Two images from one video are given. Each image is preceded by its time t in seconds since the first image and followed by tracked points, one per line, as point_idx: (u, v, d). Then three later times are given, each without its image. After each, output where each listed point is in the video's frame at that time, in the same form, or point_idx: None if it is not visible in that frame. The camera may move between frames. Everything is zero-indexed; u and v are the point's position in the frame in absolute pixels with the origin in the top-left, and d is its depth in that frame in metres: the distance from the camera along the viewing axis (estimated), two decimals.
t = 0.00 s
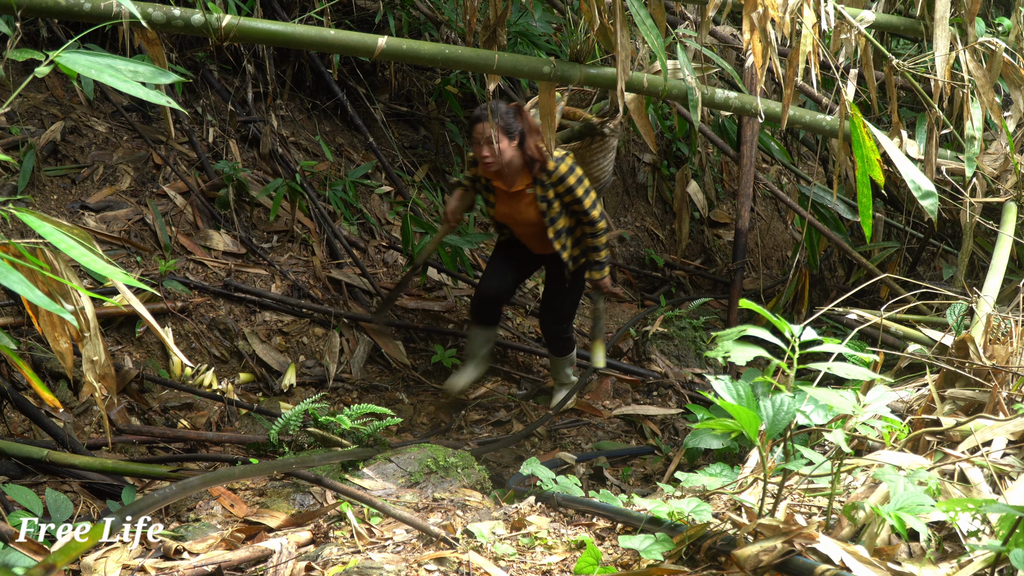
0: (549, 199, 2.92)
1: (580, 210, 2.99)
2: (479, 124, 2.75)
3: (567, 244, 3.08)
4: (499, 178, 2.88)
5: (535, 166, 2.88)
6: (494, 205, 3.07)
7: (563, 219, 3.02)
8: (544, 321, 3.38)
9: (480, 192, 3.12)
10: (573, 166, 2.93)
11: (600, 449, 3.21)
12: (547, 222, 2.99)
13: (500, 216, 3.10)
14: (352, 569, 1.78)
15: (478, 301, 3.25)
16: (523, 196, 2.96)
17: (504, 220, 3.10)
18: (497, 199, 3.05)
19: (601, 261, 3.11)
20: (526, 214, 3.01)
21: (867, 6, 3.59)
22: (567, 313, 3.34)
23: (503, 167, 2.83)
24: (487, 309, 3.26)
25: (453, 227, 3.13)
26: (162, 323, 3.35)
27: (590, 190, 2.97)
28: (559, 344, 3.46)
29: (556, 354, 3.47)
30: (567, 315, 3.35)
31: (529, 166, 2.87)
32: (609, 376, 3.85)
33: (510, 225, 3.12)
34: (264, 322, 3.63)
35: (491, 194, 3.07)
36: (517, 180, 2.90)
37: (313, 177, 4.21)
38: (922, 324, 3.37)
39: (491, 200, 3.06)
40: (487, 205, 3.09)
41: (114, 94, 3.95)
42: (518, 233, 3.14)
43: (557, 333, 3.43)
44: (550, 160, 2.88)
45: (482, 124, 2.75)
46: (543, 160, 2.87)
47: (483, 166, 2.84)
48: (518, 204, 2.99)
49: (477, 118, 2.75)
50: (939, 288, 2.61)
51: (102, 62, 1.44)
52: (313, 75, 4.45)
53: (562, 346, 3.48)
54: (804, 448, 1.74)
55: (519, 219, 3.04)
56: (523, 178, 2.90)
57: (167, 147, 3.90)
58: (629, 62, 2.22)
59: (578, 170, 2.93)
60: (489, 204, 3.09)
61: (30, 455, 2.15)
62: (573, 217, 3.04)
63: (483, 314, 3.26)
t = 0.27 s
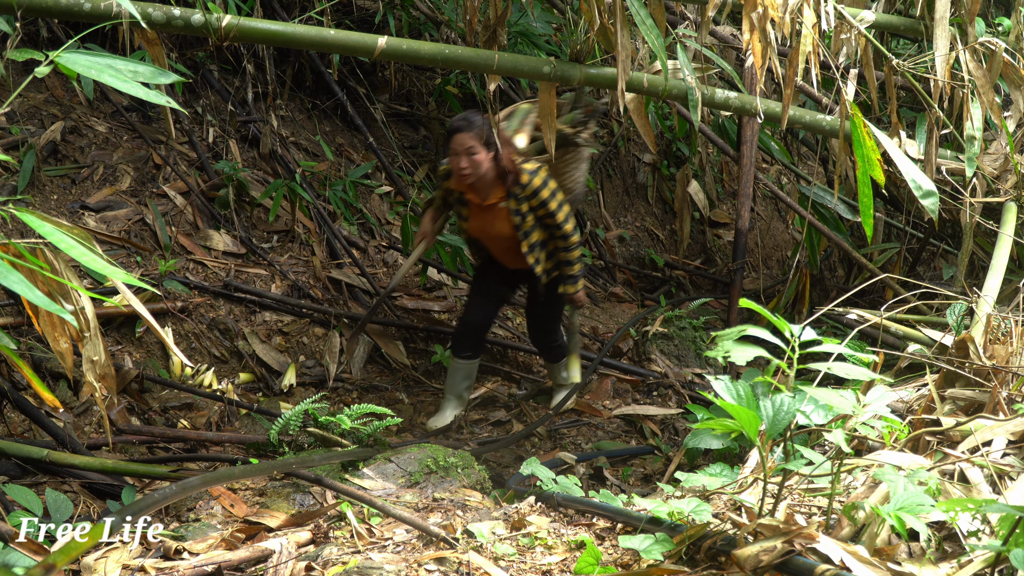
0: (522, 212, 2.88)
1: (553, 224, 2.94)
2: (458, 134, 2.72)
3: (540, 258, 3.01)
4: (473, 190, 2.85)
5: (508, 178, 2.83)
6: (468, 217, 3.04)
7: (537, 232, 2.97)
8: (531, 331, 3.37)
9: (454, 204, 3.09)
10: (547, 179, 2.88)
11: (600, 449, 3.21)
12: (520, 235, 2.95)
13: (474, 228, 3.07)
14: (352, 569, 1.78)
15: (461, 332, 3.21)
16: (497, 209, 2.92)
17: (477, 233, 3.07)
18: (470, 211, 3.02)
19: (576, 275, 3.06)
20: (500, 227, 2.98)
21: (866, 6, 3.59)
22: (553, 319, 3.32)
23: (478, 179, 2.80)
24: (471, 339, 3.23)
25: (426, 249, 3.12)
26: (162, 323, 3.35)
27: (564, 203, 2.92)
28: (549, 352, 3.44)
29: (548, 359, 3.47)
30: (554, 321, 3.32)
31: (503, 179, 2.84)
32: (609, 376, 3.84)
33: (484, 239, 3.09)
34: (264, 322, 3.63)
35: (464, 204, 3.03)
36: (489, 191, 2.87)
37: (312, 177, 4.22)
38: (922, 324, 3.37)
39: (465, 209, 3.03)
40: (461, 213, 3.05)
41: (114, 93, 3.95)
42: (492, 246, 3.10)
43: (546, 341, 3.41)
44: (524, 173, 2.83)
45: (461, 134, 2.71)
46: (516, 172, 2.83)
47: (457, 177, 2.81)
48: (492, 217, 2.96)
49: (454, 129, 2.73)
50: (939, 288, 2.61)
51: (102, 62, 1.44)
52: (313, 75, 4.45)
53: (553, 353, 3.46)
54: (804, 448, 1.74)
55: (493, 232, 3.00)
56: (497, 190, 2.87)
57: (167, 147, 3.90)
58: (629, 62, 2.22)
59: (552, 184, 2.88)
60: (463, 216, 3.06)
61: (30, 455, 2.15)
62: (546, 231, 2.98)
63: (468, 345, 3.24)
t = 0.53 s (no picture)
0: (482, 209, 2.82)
1: (512, 220, 2.88)
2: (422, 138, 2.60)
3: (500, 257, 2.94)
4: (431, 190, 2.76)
5: (466, 175, 2.77)
6: (422, 220, 2.93)
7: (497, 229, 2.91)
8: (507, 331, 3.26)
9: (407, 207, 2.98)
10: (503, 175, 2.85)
11: (600, 449, 3.21)
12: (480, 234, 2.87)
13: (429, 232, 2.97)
14: (352, 569, 1.78)
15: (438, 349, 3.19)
16: (455, 208, 2.84)
17: (433, 235, 2.97)
18: (425, 213, 2.91)
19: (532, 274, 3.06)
20: (458, 227, 2.89)
21: (866, 6, 3.59)
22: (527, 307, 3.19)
23: (438, 180, 2.70)
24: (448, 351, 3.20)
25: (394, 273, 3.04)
26: (162, 323, 3.35)
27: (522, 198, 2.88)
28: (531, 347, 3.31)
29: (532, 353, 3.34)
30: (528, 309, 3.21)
31: (461, 176, 2.77)
32: (609, 376, 3.84)
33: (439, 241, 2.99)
34: (264, 322, 3.62)
35: (419, 209, 2.92)
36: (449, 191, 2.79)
37: (312, 177, 4.21)
38: (922, 324, 3.37)
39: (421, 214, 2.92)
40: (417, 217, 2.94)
41: (114, 93, 3.95)
42: (447, 248, 3.01)
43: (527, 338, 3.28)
44: (482, 168, 2.78)
45: (427, 139, 2.60)
46: (474, 168, 2.77)
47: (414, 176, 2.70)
48: (450, 217, 2.87)
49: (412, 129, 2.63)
50: (939, 288, 2.61)
51: (102, 62, 1.44)
52: (313, 75, 4.45)
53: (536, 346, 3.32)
54: (804, 448, 1.74)
55: (452, 233, 2.92)
56: (456, 188, 2.80)
57: (167, 147, 3.90)
58: (629, 62, 2.22)
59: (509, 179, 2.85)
60: (418, 219, 2.95)
61: (30, 455, 2.15)
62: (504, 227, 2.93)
63: (448, 358, 3.21)
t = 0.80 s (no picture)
0: (474, 199, 2.82)
1: (503, 205, 2.92)
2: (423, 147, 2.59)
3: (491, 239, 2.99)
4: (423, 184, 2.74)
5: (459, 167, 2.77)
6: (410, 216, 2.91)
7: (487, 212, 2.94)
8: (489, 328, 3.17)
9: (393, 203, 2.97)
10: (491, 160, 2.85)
11: (600, 449, 3.21)
12: (473, 223, 2.88)
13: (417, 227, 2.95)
14: (352, 569, 1.78)
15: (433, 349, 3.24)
16: (446, 200, 2.84)
17: (423, 230, 2.95)
18: (414, 208, 2.89)
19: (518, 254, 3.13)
20: (451, 219, 2.88)
21: (867, 6, 3.59)
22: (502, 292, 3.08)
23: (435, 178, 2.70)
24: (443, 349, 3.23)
25: (388, 272, 3.02)
26: (162, 323, 3.35)
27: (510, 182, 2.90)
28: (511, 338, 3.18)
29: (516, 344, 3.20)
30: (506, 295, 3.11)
31: (451, 167, 2.77)
32: (609, 376, 3.84)
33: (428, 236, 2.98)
34: (264, 322, 3.62)
35: (408, 204, 2.91)
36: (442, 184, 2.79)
37: (312, 177, 4.21)
38: (922, 324, 3.37)
39: (412, 211, 2.91)
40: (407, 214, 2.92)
41: (114, 94, 3.95)
42: (435, 241, 3.01)
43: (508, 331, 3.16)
44: (473, 157, 2.78)
45: (426, 145, 2.60)
46: (464, 158, 2.77)
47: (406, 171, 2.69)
48: (440, 209, 2.86)
49: (408, 131, 2.60)
50: (939, 288, 2.61)
51: (102, 62, 1.44)
52: (313, 75, 4.44)
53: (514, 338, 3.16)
54: (804, 448, 1.74)
55: (443, 226, 2.90)
56: (445, 179, 2.79)
57: (167, 147, 3.90)
58: (629, 62, 2.22)
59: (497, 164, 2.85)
60: (406, 215, 2.93)
61: (30, 455, 2.15)
62: (494, 212, 2.96)
63: (446, 357, 3.24)
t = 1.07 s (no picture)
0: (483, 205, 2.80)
1: (509, 211, 2.91)
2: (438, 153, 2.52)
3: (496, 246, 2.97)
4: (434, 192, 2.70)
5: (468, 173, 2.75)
6: (418, 226, 2.86)
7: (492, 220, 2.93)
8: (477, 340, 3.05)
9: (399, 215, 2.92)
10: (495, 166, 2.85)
11: (600, 449, 3.21)
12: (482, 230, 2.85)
13: (424, 237, 2.91)
14: (352, 569, 1.78)
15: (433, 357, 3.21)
16: (454, 208, 2.81)
17: (430, 240, 2.91)
18: (422, 218, 2.84)
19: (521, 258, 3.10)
20: (459, 228, 2.85)
21: (867, 6, 3.58)
22: (504, 296, 3.00)
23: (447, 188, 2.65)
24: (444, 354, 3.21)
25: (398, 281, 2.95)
26: (162, 323, 3.35)
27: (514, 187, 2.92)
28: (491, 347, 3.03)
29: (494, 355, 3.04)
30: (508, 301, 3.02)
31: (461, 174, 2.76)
32: (609, 376, 3.84)
33: (434, 246, 2.94)
34: (264, 322, 3.62)
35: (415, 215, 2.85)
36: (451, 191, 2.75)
37: (312, 177, 4.21)
38: (922, 324, 3.37)
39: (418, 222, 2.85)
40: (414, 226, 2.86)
41: (114, 94, 3.95)
42: (440, 252, 2.96)
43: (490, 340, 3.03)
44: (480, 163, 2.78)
45: (441, 152, 2.53)
46: (473, 164, 2.77)
47: (418, 178, 2.64)
48: (449, 218, 2.82)
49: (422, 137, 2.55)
50: (940, 288, 2.61)
51: (102, 62, 1.44)
52: (313, 75, 4.44)
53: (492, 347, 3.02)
54: (804, 448, 1.74)
55: (451, 235, 2.86)
56: (455, 186, 2.78)
57: (167, 147, 3.90)
58: (629, 62, 2.22)
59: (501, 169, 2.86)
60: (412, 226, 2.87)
61: (30, 455, 2.15)
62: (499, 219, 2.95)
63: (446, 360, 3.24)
